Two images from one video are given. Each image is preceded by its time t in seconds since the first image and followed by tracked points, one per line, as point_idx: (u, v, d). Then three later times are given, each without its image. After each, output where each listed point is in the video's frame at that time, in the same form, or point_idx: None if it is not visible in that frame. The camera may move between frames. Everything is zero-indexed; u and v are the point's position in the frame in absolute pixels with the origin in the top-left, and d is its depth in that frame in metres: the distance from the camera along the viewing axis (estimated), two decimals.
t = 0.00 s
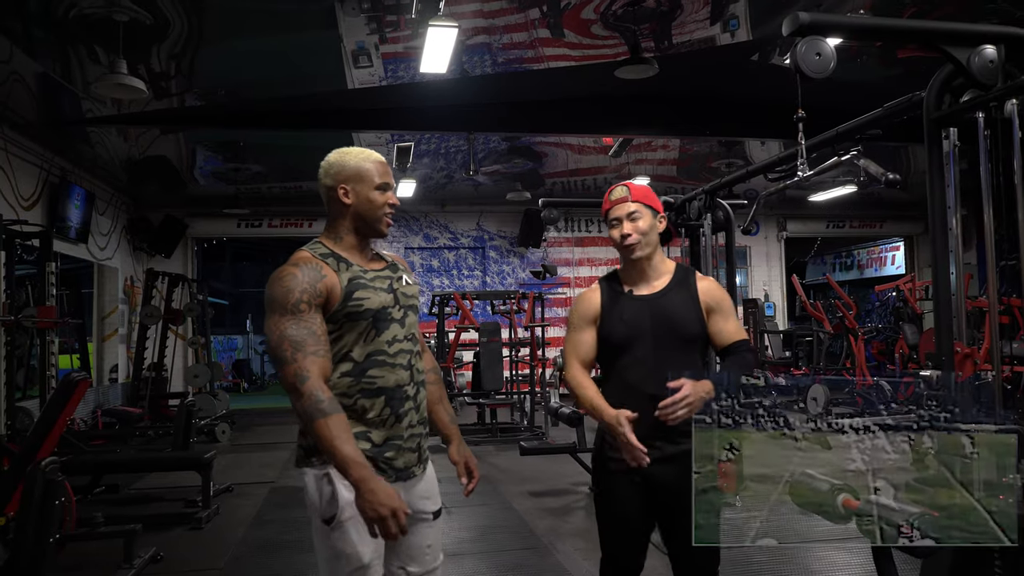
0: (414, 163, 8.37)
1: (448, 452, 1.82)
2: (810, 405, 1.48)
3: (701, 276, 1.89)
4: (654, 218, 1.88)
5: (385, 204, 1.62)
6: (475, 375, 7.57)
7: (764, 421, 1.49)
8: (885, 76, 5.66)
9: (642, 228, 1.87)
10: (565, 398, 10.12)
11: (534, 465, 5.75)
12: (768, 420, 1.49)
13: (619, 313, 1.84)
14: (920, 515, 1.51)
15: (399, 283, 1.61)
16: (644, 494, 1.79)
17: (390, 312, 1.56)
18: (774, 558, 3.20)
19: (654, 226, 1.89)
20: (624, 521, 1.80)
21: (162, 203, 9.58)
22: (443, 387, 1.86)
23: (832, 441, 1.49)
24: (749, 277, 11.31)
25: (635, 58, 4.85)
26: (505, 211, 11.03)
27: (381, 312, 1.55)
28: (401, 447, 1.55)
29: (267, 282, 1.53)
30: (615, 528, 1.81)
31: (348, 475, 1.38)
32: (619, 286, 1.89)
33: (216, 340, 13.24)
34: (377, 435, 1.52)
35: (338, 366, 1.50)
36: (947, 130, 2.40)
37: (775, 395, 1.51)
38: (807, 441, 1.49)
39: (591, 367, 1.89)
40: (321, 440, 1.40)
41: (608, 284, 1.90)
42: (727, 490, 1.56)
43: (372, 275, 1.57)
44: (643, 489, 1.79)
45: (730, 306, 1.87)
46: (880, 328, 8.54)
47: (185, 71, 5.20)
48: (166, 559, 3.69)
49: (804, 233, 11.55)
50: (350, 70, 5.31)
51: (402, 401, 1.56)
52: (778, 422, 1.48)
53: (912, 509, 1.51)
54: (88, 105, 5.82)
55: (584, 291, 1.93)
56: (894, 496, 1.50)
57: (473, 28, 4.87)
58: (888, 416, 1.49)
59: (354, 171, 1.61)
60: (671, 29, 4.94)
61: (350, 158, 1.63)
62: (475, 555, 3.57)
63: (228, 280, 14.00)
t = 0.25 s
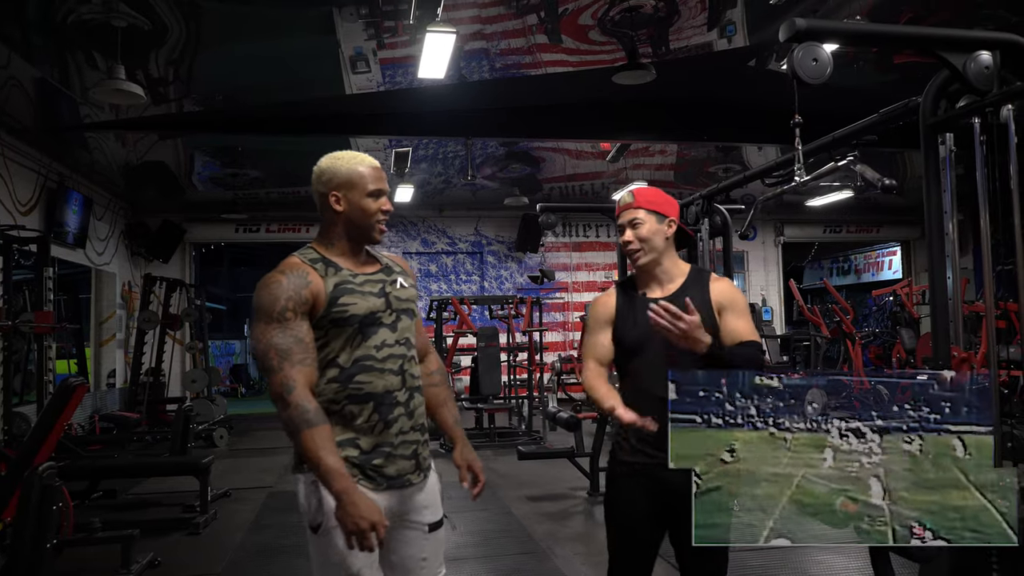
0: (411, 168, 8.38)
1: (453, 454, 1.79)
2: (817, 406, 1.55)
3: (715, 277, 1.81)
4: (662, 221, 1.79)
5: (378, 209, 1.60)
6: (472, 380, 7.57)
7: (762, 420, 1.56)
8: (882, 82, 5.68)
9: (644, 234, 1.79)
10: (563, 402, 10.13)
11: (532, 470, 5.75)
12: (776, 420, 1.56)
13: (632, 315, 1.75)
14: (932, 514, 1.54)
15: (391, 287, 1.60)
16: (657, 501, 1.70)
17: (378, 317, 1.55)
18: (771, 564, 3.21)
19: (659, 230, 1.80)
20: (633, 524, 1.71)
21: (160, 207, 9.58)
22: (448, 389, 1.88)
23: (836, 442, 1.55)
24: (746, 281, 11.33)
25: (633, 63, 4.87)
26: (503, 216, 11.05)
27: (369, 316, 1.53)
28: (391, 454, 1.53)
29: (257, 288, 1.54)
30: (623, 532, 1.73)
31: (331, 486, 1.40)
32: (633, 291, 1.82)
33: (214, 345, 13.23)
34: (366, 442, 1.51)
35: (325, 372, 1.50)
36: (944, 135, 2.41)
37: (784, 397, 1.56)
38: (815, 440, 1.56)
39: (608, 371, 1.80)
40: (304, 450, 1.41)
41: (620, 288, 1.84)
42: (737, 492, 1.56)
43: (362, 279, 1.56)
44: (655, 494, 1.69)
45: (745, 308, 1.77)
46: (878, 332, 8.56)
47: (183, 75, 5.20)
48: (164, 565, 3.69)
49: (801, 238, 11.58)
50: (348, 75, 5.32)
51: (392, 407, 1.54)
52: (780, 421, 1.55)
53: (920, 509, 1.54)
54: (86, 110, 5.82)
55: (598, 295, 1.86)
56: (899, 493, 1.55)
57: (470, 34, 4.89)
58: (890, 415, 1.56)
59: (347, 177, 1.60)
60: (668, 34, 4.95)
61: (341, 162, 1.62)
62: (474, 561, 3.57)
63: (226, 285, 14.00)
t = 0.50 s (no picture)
0: (411, 171, 8.38)
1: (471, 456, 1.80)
2: (828, 409, 1.52)
3: (730, 276, 1.81)
4: (668, 224, 1.83)
5: (382, 212, 1.63)
6: (472, 382, 7.57)
7: (774, 422, 1.53)
8: (882, 84, 5.69)
9: (651, 236, 1.83)
10: (563, 404, 10.13)
11: (532, 472, 5.75)
12: (785, 422, 1.53)
13: (644, 316, 1.82)
14: (921, 514, 1.50)
15: (389, 289, 1.61)
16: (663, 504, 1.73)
17: (372, 318, 1.56)
18: (770, 566, 3.22)
19: (666, 232, 1.83)
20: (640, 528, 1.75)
21: (160, 209, 9.59)
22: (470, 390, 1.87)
23: (838, 443, 1.52)
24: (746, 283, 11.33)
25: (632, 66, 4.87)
26: (502, 218, 11.05)
27: (361, 317, 1.54)
28: (387, 457, 1.53)
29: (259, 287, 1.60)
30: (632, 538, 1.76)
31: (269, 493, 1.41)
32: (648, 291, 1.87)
33: (214, 347, 13.24)
34: (359, 444, 1.51)
35: (319, 372, 1.52)
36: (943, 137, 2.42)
37: (794, 400, 1.53)
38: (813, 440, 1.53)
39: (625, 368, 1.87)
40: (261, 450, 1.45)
41: (635, 289, 1.91)
42: (739, 494, 1.54)
43: (358, 281, 1.58)
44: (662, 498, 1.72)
45: (759, 307, 1.76)
46: (877, 334, 8.56)
47: (184, 78, 5.21)
48: (164, 566, 3.69)
49: (801, 240, 11.58)
50: (348, 78, 5.32)
51: (386, 410, 1.54)
52: (788, 422, 1.53)
53: (913, 510, 1.50)
54: (86, 112, 5.83)
55: (617, 295, 1.94)
56: (895, 495, 1.51)
57: (470, 37, 4.89)
58: (900, 416, 1.51)
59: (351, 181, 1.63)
60: (667, 37, 4.95)
61: (347, 165, 1.65)
62: (473, 563, 3.57)
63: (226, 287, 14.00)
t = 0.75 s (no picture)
0: (411, 172, 8.38)
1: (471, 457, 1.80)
2: (830, 409, 1.52)
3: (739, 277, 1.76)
4: (675, 224, 1.78)
5: (391, 213, 1.63)
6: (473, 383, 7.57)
7: (775, 422, 1.53)
8: (882, 85, 5.68)
9: (657, 237, 1.78)
10: (563, 405, 10.13)
11: (532, 473, 5.75)
12: (786, 423, 1.53)
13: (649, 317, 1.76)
14: (920, 514, 1.50)
15: (396, 289, 1.60)
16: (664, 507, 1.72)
17: (377, 318, 1.56)
18: (771, 567, 3.22)
19: (673, 233, 1.79)
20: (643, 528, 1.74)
21: (161, 211, 9.59)
22: (475, 393, 1.87)
23: (838, 444, 1.51)
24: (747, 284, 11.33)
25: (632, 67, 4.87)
26: (502, 219, 11.05)
27: (366, 316, 1.54)
28: (390, 456, 1.53)
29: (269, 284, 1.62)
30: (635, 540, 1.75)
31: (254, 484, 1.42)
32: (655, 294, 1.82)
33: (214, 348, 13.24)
34: (362, 442, 1.51)
35: (325, 369, 1.53)
36: (943, 137, 2.42)
37: (796, 400, 1.53)
38: (811, 440, 1.52)
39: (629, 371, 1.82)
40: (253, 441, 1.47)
41: (642, 290, 1.85)
42: (739, 493, 1.53)
43: (366, 280, 1.58)
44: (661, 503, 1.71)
45: (767, 310, 1.71)
46: (878, 334, 8.56)
47: (184, 80, 5.21)
48: (164, 568, 3.69)
49: (801, 240, 11.58)
50: (348, 79, 5.32)
51: (389, 409, 1.54)
52: (789, 422, 1.52)
53: (911, 510, 1.50)
54: (86, 114, 5.83)
55: (622, 296, 1.89)
56: (894, 495, 1.50)
57: (470, 38, 4.89)
58: (901, 417, 1.51)
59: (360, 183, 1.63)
60: (667, 38, 4.95)
61: (357, 167, 1.65)
62: (474, 564, 3.57)
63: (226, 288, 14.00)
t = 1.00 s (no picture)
0: (410, 167, 8.37)
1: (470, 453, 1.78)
2: (834, 409, 1.49)
3: (728, 273, 1.77)
4: (661, 220, 1.76)
5: (406, 210, 1.64)
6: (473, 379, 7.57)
7: (779, 424, 1.50)
8: (882, 79, 5.67)
9: (643, 233, 1.76)
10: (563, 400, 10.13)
11: (532, 468, 5.75)
12: (788, 423, 1.50)
13: (639, 318, 1.76)
14: (924, 514, 1.47)
15: (414, 285, 1.61)
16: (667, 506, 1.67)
17: (399, 312, 1.56)
18: (771, 563, 3.22)
19: (660, 229, 1.77)
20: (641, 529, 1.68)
21: (159, 207, 9.57)
22: (476, 393, 1.87)
23: (843, 444, 1.49)
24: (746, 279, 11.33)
25: (632, 62, 4.85)
26: (502, 215, 11.03)
27: (389, 310, 1.55)
28: (409, 447, 1.53)
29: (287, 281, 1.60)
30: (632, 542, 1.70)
31: (313, 473, 1.43)
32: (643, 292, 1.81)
33: (213, 345, 13.23)
34: (383, 433, 1.51)
35: (346, 363, 1.53)
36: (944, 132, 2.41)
37: (800, 401, 1.50)
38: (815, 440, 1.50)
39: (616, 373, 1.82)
40: (298, 434, 1.46)
41: (630, 288, 1.84)
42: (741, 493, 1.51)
43: (386, 276, 1.59)
44: (662, 500, 1.68)
45: (759, 308, 1.72)
46: (878, 330, 8.56)
47: (182, 75, 5.19)
48: (164, 564, 3.69)
49: (801, 235, 11.57)
50: (347, 75, 5.31)
51: (409, 401, 1.55)
52: (793, 422, 1.50)
53: (914, 509, 1.47)
54: (84, 110, 5.81)
55: (609, 295, 1.88)
56: (897, 495, 1.48)
57: (469, 33, 4.87)
58: (905, 417, 1.48)
59: (375, 181, 1.64)
60: (667, 33, 4.93)
61: (371, 166, 1.66)
62: (474, 560, 3.57)
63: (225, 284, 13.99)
